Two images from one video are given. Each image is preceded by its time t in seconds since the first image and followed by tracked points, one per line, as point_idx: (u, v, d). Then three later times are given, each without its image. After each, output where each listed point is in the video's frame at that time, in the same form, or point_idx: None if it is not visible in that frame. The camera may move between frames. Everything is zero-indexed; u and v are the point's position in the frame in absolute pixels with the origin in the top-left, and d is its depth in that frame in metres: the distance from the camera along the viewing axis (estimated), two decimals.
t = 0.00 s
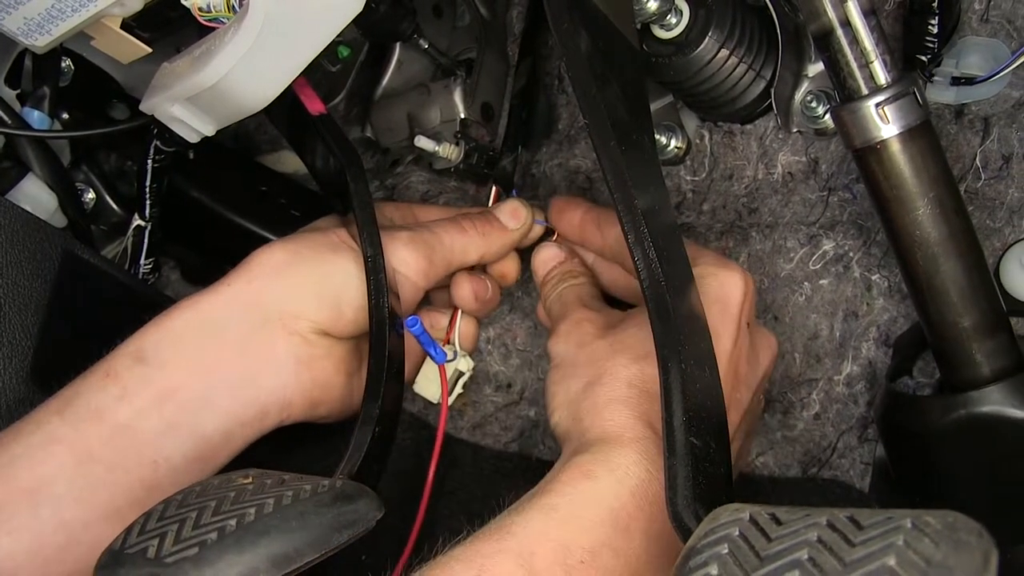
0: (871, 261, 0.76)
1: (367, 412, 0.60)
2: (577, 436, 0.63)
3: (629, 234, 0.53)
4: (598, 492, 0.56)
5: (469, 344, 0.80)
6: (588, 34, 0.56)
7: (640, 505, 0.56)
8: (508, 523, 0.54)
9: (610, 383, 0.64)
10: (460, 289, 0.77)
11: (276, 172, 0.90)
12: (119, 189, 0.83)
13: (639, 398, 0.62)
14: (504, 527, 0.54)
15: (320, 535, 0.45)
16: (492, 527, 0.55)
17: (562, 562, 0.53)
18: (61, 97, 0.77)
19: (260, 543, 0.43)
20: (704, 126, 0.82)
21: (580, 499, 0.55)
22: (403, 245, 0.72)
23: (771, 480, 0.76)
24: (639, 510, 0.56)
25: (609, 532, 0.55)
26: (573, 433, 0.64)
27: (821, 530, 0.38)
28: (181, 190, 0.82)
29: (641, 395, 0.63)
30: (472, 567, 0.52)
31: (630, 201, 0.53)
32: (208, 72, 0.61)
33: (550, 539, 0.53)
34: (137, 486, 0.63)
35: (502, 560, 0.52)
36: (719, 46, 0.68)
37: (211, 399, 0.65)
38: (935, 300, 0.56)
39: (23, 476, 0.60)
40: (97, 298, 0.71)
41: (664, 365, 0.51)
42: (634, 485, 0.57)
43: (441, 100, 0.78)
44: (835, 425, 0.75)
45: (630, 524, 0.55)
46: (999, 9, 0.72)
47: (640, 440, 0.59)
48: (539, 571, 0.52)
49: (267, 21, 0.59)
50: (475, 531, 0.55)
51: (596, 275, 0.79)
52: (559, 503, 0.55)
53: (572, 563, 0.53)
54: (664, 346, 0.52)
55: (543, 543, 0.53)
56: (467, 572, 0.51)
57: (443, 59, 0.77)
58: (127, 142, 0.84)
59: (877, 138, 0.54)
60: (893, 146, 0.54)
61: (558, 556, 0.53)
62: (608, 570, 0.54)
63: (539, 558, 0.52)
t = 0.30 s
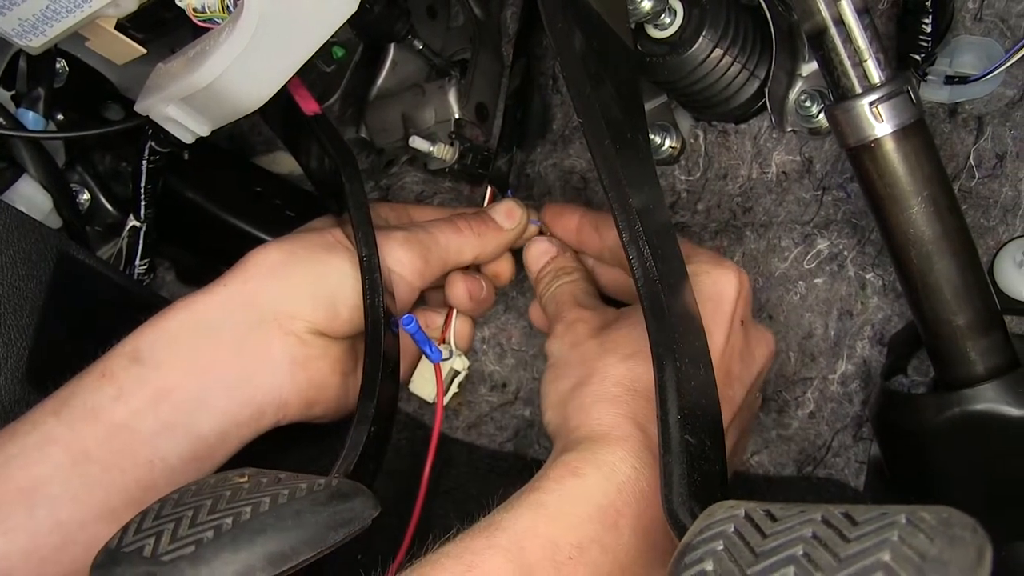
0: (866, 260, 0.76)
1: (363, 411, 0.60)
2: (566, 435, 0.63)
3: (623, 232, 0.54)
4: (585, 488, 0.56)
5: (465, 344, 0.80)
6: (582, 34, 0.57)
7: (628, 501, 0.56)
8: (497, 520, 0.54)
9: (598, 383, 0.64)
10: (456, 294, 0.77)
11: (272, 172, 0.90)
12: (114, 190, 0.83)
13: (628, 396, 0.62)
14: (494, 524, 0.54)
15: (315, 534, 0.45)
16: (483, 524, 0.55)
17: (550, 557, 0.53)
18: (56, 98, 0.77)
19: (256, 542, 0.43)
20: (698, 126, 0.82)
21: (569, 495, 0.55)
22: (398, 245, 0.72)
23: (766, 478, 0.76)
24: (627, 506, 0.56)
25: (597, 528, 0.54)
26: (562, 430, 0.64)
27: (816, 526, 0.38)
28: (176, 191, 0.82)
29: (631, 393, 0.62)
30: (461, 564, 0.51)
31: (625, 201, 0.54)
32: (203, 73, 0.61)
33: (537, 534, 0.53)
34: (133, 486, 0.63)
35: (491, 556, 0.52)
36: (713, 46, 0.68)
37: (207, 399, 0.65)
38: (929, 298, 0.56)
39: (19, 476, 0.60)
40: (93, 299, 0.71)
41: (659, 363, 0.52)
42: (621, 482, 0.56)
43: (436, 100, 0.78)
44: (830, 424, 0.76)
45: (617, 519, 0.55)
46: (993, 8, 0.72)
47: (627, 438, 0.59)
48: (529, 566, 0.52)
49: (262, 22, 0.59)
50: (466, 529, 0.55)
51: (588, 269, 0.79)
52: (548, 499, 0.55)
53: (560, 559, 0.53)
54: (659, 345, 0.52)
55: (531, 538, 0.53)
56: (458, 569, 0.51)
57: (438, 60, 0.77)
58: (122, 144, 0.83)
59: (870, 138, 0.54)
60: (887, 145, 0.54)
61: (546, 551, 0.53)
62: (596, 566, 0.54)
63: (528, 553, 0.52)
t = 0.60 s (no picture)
0: (864, 259, 0.76)
1: (362, 410, 0.61)
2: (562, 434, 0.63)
3: (621, 231, 0.54)
4: (574, 485, 0.56)
5: (464, 344, 0.80)
6: (581, 35, 0.57)
7: (616, 498, 0.56)
8: (488, 518, 0.54)
9: (593, 381, 0.65)
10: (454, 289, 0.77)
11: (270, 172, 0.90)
12: (113, 190, 0.83)
13: (620, 394, 0.62)
14: (484, 522, 0.54)
15: (314, 533, 0.45)
16: (473, 523, 0.54)
17: (541, 553, 0.52)
18: (54, 99, 0.77)
19: (256, 541, 0.43)
20: (695, 126, 0.82)
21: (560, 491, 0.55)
22: (396, 245, 0.72)
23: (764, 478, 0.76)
24: (616, 502, 0.56)
25: (586, 524, 0.54)
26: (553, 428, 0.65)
27: (815, 523, 0.38)
28: (175, 191, 0.82)
29: (621, 392, 0.62)
30: (453, 561, 0.51)
31: (623, 201, 0.54)
32: (202, 73, 0.62)
33: (530, 528, 0.53)
34: (132, 486, 0.63)
35: (483, 553, 0.51)
36: (711, 46, 0.68)
37: (206, 398, 0.65)
38: (927, 297, 0.57)
39: (18, 476, 0.60)
40: (91, 299, 0.71)
41: (658, 364, 0.52)
42: (606, 478, 0.57)
43: (434, 100, 0.78)
44: (829, 424, 0.76)
45: (606, 516, 0.55)
46: (990, 8, 0.72)
47: (616, 436, 0.59)
48: (522, 561, 0.52)
49: (260, 23, 0.59)
50: (456, 528, 0.55)
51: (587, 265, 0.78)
52: (537, 497, 0.55)
53: (549, 553, 0.53)
54: (658, 344, 0.53)
55: (523, 534, 0.53)
56: (450, 566, 0.51)
57: (436, 60, 0.77)
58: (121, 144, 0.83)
59: (868, 137, 0.54)
60: (885, 145, 0.54)
61: (537, 547, 0.52)
62: (586, 562, 0.54)
63: (520, 548, 0.52)
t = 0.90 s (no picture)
0: (861, 260, 0.76)
1: (360, 411, 0.61)
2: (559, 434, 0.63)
3: (619, 233, 0.54)
4: (558, 487, 0.56)
5: (462, 343, 0.80)
6: (578, 35, 0.57)
7: (601, 499, 0.57)
8: (476, 519, 0.54)
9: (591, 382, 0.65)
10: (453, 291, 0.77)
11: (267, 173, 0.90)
12: (110, 191, 0.83)
13: (609, 396, 0.62)
14: (471, 524, 0.54)
15: (312, 534, 0.45)
16: (461, 523, 0.55)
17: (529, 554, 0.53)
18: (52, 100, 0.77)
19: (254, 542, 0.43)
20: (693, 127, 0.82)
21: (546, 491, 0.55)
22: (393, 245, 0.72)
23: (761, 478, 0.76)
24: (601, 502, 0.56)
25: (573, 525, 0.55)
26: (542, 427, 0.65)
27: (813, 524, 0.38)
28: (174, 193, 0.82)
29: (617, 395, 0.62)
30: (443, 562, 0.51)
31: (620, 202, 0.54)
32: (199, 75, 0.62)
33: (518, 529, 0.53)
34: (130, 488, 0.63)
35: (472, 555, 0.52)
36: (708, 46, 0.68)
37: (205, 398, 0.65)
38: (924, 298, 0.57)
39: (16, 477, 0.60)
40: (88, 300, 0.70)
41: (655, 364, 0.52)
42: (590, 479, 0.57)
43: (432, 101, 0.78)
44: (826, 424, 0.76)
45: (590, 518, 0.56)
46: (986, 9, 0.72)
47: (602, 438, 0.59)
48: (511, 562, 0.52)
49: (258, 24, 0.59)
50: (442, 530, 0.55)
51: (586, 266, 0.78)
52: (525, 498, 0.55)
53: (536, 554, 0.53)
54: (655, 345, 0.52)
55: (511, 535, 0.53)
56: (439, 568, 0.51)
57: (435, 61, 0.77)
58: (118, 145, 0.83)
59: (865, 138, 0.54)
60: (882, 146, 0.54)
61: (525, 548, 0.53)
62: (573, 563, 0.54)
63: (509, 549, 0.52)
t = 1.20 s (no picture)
0: (858, 261, 0.76)
1: (357, 412, 0.61)
2: (556, 436, 0.64)
3: (617, 234, 0.54)
4: (569, 494, 0.56)
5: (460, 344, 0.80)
6: (576, 37, 0.57)
7: (612, 505, 0.57)
8: (484, 523, 0.54)
9: (588, 384, 0.65)
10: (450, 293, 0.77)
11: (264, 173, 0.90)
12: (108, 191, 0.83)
13: (616, 401, 0.62)
14: (483, 529, 0.54)
15: (310, 535, 0.45)
16: (469, 527, 0.54)
17: (538, 560, 0.53)
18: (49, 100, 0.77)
19: (251, 543, 0.43)
20: (691, 128, 0.82)
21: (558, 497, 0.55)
22: (392, 246, 0.72)
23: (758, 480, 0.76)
24: (611, 508, 0.56)
25: (583, 532, 0.55)
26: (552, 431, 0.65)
27: (810, 526, 0.38)
28: (171, 192, 0.82)
29: (619, 400, 0.63)
30: (451, 566, 0.51)
31: (618, 203, 0.54)
32: (197, 75, 0.62)
33: (530, 533, 0.53)
34: (128, 489, 0.63)
35: (479, 560, 0.52)
36: (706, 48, 0.68)
37: (203, 399, 0.65)
38: (921, 301, 0.57)
39: (12, 478, 0.60)
40: (85, 300, 0.70)
41: (653, 366, 0.52)
42: (600, 484, 0.57)
43: (430, 101, 0.78)
44: (823, 426, 0.76)
45: (601, 523, 0.56)
46: (984, 11, 0.73)
47: (613, 443, 0.59)
48: (520, 567, 0.52)
49: (256, 25, 0.59)
50: (451, 532, 0.55)
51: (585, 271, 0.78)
52: (534, 502, 0.55)
53: (547, 561, 0.53)
54: (653, 347, 0.52)
55: (520, 540, 0.53)
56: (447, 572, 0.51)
57: (431, 61, 0.76)
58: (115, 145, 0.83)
59: (863, 139, 0.54)
60: (879, 147, 0.54)
61: (534, 554, 0.53)
62: (580, 568, 0.55)
63: (517, 555, 0.52)
